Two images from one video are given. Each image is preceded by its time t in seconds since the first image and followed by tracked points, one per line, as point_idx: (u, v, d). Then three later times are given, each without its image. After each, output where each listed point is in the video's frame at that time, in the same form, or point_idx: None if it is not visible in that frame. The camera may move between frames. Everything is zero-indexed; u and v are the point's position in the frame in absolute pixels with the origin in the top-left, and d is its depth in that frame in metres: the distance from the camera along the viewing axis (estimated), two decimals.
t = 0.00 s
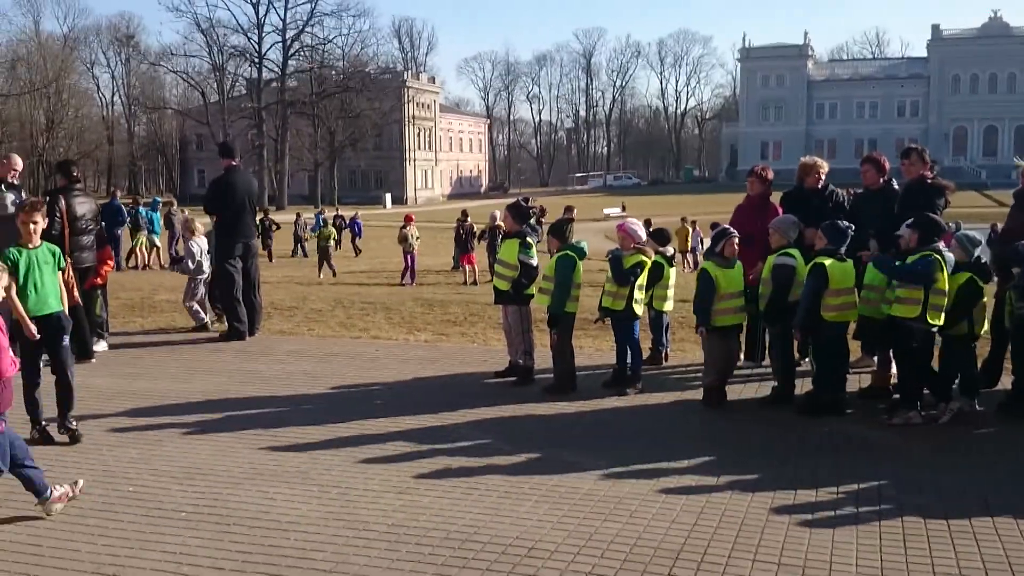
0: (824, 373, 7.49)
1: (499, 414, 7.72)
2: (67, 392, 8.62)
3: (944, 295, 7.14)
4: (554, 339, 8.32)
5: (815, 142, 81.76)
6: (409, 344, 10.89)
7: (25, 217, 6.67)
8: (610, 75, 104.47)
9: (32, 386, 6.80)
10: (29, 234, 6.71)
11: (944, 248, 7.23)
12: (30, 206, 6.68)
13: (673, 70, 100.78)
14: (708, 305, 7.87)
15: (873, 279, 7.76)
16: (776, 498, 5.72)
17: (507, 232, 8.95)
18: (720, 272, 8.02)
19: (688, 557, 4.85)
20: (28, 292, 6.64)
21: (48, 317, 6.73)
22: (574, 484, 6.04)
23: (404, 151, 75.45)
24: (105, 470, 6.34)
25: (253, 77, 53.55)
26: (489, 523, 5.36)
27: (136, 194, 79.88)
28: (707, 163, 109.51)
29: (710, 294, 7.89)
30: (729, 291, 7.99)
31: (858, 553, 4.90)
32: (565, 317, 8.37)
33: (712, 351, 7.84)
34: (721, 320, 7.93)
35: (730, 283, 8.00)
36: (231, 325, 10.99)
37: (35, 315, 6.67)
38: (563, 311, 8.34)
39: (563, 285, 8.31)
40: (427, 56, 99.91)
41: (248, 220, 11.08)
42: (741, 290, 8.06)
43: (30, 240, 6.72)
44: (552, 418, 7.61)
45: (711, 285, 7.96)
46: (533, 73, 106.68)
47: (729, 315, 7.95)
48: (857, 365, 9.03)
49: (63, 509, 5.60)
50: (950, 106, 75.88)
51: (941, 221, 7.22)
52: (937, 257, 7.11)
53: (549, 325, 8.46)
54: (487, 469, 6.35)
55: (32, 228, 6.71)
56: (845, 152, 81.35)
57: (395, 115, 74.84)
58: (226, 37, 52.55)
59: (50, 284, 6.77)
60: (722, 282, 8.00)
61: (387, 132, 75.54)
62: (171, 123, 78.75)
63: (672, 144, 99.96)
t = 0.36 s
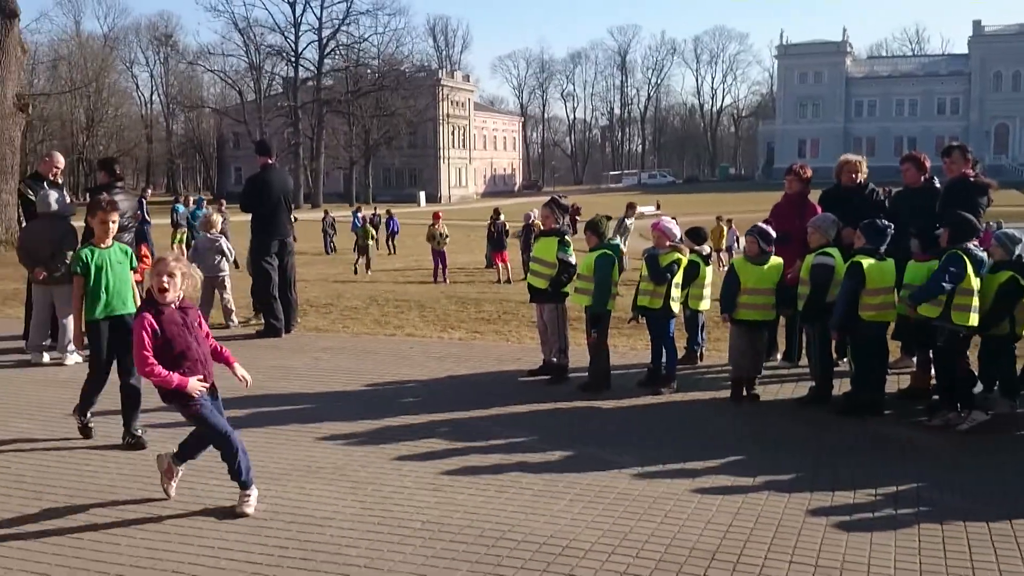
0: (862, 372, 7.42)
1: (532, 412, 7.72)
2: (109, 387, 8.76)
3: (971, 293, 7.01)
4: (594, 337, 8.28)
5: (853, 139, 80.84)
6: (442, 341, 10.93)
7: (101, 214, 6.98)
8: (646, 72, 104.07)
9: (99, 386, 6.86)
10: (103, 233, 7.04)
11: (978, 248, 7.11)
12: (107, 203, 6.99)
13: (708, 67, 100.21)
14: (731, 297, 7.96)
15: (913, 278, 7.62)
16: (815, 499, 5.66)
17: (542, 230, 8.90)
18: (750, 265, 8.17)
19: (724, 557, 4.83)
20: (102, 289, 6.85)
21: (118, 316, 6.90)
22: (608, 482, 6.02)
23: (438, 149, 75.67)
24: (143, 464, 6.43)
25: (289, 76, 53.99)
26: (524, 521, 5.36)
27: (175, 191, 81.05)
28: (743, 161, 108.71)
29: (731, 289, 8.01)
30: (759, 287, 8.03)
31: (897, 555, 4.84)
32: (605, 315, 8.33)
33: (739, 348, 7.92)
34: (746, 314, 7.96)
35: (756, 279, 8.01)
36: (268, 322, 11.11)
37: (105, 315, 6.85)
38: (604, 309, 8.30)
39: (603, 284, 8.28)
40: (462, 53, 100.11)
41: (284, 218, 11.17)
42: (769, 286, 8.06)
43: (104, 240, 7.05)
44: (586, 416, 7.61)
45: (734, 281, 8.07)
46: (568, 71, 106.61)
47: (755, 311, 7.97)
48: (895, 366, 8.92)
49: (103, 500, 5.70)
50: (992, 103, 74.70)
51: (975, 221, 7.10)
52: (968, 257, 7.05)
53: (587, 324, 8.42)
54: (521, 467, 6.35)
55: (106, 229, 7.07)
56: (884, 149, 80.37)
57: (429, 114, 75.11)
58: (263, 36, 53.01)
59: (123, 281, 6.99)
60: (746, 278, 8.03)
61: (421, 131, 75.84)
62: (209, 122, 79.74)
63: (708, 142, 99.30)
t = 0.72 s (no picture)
0: (895, 371, 7.34)
1: (558, 411, 7.71)
2: (139, 384, 8.85)
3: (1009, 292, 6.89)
4: (623, 336, 8.27)
5: (884, 136, 80.00)
6: (470, 340, 10.94)
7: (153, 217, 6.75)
8: (674, 69, 103.67)
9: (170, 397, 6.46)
10: (155, 236, 6.79)
11: (1016, 246, 6.99)
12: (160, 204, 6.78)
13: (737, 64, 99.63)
14: (756, 293, 8.08)
15: (945, 277, 7.52)
16: (846, 500, 5.61)
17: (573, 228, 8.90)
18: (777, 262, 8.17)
19: (754, 558, 4.79)
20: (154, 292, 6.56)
21: (173, 318, 6.62)
22: (637, 482, 5.99)
23: (465, 147, 75.72)
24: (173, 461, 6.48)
25: (317, 76, 54.24)
26: (552, 520, 5.35)
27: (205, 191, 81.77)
28: (771, 158, 107.91)
29: (755, 289, 8.10)
30: (787, 283, 8.05)
31: (931, 556, 4.77)
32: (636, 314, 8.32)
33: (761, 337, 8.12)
34: (771, 310, 8.02)
35: (783, 275, 8.06)
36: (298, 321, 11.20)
37: (160, 316, 6.54)
38: (635, 308, 8.28)
39: (634, 283, 8.25)
40: (488, 51, 100.16)
41: (312, 215, 11.23)
42: (797, 282, 8.05)
43: (155, 241, 6.81)
44: (614, 415, 7.59)
45: (758, 279, 8.13)
46: (595, 68, 106.44)
47: (780, 306, 8.01)
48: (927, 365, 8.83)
49: (136, 496, 5.77)
50: None
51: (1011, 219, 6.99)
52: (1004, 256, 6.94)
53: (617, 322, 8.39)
54: (548, 466, 6.34)
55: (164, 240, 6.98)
56: (915, 146, 79.46)
57: (456, 112, 75.18)
58: (291, 36, 53.26)
59: (174, 283, 6.72)
60: (769, 272, 8.12)
61: (448, 129, 75.93)
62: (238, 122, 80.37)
63: (736, 139, 98.67)
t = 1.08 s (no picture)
0: (932, 372, 7.23)
1: (589, 410, 7.69)
2: (173, 379, 8.93)
3: None
4: (656, 335, 8.24)
5: (920, 134, 79.09)
6: (501, 337, 10.93)
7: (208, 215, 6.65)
8: (707, 66, 103.07)
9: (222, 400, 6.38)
10: (209, 233, 6.66)
11: None
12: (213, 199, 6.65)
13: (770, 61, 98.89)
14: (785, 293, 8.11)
15: (983, 277, 7.41)
16: (881, 502, 5.54)
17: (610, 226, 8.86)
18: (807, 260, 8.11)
19: (790, 559, 4.74)
20: (213, 292, 6.46)
21: (229, 318, 6.52)
22: (669, 482, 5.96)
23: (495, 144, 75.76)
24: (209, 454, 6.56)
25: (349, 73, 54.40)
26: (584, 519, 5.34)
27: (239, 187, 82.39)
28: (804, 156, 106.99)
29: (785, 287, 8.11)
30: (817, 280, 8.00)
31: (970, 560, 4.70)
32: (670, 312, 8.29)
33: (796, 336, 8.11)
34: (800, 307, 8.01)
35: (811, 270, 8.01)
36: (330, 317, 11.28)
37: (217, 316, 6.44)
38: (668, 306, 8.25)
39: (668, 282, 8.21)
40: (520, 48, 100.09)
41: (344, 212, 11.28)
42: (827, 279, 7.97)
43: (210, 239, 6.68)
44: (646, 414, 7.55)
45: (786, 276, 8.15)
46: (627, 65, 106.01)
47: (809, 303, 7.98)
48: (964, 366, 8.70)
49: (172, 489, 5.83)
50: None
51: None
52: None
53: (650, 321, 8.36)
54: (579, 465, 6.31)
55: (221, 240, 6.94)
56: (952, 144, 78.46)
57: (487, 110, 75.25)
58: (324, 34, 53.52)
59: (230, 282, 6.60)
60: (795, 269, 8.11)
61: (479, 126, 76.04)
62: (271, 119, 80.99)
63: (770, 137, 97.89)
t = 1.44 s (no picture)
0: (977, 371, 7.13)
1: (629, 407, 7.67)
2: (214, 374, 9.04)
3: None
4: (696, 333, 8.21)
5: (964, 129, 78.01)
6: (538, 333, 10.95)
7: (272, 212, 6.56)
8: (746, 60, 102.34)
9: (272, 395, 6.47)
10: (274, 229, 6.59)
11: None
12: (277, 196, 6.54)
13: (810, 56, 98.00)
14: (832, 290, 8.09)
15: None
16: (924, 501, 5.46)
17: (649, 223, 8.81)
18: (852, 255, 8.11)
19: (833, 559, 4.70)
20: (278, 291, 6.48)
21: (293, 315, 6.53)
22: (709, 481, 5.93)
23: (533, 140, 75.85)
24: (251, 448, 6.64)
25: (388, 71, 54.69)
26: (624, 517, 5.33)
27: (278, 184, 83.24)
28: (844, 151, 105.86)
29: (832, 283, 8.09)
30: (862, 276, 7.98)
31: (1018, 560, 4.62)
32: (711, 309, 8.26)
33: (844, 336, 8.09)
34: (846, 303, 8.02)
35: (857, 266, 7.99)
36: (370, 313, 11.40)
37: (280, 314, 6.48)
38: (710, 303, 8.23)
39: (709, 280, 8.19)
40: (557, 44, 99.86)
41: (382, 210, 11.34)
42: (872, 276, 7.94)
43: (275, 235, 6.61)
44: (686, 412, 7.53)
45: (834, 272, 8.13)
46: (665, 60, 105.48)
47: (856, 298, 7.98)
48: (1011, 365, 8.58)
49: (216, 483, 5.91)
50: None
51: None
52: None
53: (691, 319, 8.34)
54: (617, 463, 6.31)
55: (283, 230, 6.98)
56: (997, 140, 77.24)
57: (524, 106, 75.36)
58: (363, 31, 53.91)
59: (293, 279, 6.60)
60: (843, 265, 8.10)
61: (516, 123, 76.12)
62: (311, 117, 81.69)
63: (810, 132, 96.98)
